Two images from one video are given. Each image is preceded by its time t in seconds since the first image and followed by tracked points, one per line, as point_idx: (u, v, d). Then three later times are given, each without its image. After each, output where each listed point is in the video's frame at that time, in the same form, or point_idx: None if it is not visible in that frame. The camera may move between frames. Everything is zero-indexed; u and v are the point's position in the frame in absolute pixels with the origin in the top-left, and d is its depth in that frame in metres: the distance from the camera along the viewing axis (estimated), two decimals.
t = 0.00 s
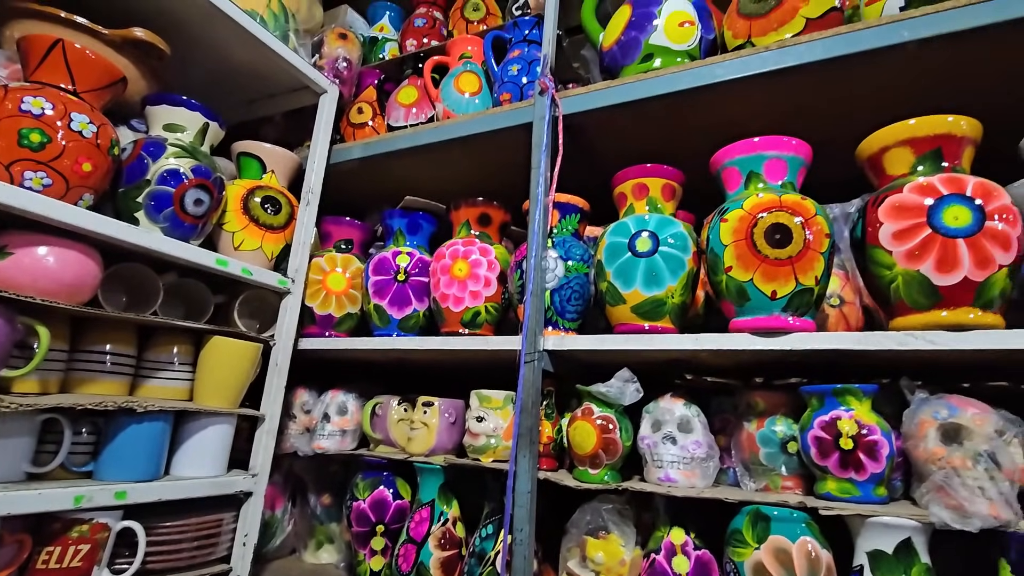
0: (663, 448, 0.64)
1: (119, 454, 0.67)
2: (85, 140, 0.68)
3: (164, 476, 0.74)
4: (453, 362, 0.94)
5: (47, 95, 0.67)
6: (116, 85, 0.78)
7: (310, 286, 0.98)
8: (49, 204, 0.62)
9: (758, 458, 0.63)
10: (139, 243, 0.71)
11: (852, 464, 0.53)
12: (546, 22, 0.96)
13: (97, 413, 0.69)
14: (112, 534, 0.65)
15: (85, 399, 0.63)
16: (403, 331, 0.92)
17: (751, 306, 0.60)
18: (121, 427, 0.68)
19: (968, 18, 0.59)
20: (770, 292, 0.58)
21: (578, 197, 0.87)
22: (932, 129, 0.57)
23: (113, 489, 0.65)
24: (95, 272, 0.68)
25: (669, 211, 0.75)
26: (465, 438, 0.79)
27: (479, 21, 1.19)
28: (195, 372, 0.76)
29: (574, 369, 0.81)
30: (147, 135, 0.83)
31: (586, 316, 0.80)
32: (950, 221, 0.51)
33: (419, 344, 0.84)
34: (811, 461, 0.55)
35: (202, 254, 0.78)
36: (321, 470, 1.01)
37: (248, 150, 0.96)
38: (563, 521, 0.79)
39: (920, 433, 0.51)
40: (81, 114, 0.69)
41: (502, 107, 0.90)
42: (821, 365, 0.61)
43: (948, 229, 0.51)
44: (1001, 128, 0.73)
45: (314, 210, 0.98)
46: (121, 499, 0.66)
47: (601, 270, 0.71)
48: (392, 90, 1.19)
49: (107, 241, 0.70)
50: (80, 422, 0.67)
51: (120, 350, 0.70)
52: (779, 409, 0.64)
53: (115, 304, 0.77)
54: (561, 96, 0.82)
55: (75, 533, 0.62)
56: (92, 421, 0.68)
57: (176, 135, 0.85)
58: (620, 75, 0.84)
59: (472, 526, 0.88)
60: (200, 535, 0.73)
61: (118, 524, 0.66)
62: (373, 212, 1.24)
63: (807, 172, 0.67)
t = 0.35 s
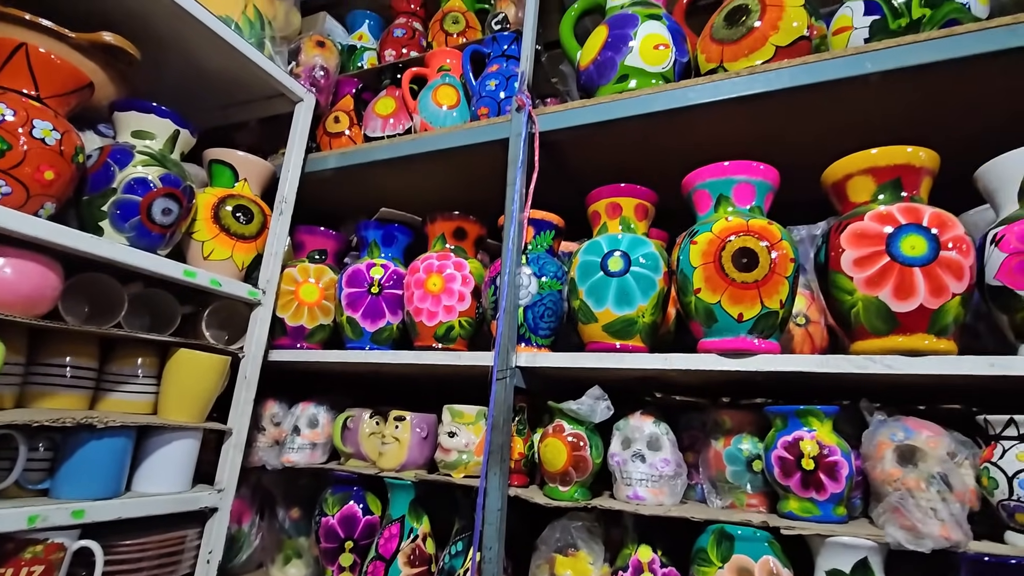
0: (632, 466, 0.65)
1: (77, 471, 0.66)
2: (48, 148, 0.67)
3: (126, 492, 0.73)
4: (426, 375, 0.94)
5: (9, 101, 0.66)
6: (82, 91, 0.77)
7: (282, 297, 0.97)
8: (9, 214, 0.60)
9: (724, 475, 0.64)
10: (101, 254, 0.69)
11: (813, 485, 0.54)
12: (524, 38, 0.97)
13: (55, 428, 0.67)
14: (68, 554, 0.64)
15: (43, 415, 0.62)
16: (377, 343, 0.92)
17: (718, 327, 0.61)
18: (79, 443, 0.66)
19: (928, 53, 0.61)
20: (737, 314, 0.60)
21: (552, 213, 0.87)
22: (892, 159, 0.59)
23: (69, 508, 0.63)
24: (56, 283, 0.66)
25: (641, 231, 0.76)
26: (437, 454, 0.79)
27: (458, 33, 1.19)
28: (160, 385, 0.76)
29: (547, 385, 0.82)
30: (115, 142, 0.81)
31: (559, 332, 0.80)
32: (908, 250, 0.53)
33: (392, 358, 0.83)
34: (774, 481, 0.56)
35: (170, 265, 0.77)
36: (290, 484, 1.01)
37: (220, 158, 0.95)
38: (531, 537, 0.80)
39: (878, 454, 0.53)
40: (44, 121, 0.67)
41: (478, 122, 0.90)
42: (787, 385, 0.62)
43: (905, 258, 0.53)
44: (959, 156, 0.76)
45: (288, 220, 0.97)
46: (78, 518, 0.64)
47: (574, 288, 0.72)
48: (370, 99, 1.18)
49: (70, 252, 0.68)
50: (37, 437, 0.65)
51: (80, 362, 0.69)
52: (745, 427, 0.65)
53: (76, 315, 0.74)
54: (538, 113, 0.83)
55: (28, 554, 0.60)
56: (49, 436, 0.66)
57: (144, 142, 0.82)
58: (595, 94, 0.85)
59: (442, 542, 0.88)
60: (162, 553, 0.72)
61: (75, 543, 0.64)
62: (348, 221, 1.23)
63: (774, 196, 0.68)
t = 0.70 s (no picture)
0: (606, 488, 0.65)
1: (42, 493, 0.64)
2: (19, 163, 0.66)
3: (93, 513, 0.71)
4: (403, 393, 0.93)
5: None
6: (56, 104, 0.74)
7: (259, 312, 0.96)
8: None
9: (697, 498, 0.65)
10: (69, 270, 0.68)
11: (781, 510, 0.55)
12: (505, 59, 0.98)
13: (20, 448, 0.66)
14: None
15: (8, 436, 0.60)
16: (355, 360, 0.92)
17: (691, 351, 0.62)
18: (45, 464, 0.65)
19: (894, 88, 0.63)
20: (710, 340, 0.61)
21: (532, 232, 0.87)
22: (860, 191, 0.61)
23: (33, 531, 0.62)
24: (25, 300, 0.66)
25: (619, 253, 0.77)
26: (414, 473, 0.79)
27: (442, 51, 1.20)
28: (131, 402, 0.75)
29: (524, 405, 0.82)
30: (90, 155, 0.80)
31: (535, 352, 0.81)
32: (874, 280, 0.55)
33: (369, 377, 0.83)
34: (744, 505, 0.57)
35: (143, 281, 0.76)
36: (265, 501, 1.00)
37: (198, 170, 0.94)
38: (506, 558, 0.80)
39: (844, 480, 0.54)
40: (16, 135, 0.67)
41: (460, 141, 0.91)
42: (758, 409, 0.64)
43: (871, 288, 0.55)
44: (924, 184, 0.79)
45: (266, 234, 0.96)
46: (41, 542, 0.63)
47: (552, 310, 0.72)
48: (353, 114, 1.18)
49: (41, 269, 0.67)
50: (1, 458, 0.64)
51: (49, 380, 0.68)
52: (718, 450, 0.66)
53: (45, 330, 0.73)
54: (519, 134, 0.84)
55: None
56: (14, 458, 0.65)
57: (119, 156, 0.81)
58: (575, 117, 0.86)
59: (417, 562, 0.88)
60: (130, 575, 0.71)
61: (39, 566, 0.64)
62: (328, 235, 1.23)
63: (748, 223, 0.70)
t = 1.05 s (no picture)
0: (585, 514, 0.66)
1: (9, 520, 0.63)
2: None
3: (61, 539, 0.70)
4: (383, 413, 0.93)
5: None
6: (33, 122, 0.74)
7: (239, 330, 0.96)
8: None
9: (675, 523, 0.65)
10: (42, 292, 0.66)
11: (756, 539, 0.55)
12: (490, 80, 0.98)
13: None
14: None
15: None
16: (335, 379, 0.91)
17: (669, 379, 0.63)
18: (13, 490, 0.64)
19: (867, 122, 0.65)
20: (687, 367, 0.61)
21: (514, 255, 0.87)
22: (834, 222, 0.63)
23: None
24: None
25: (600, 277, 0.77)
26: (392, 496, 0.79)
27: (428, 70, 1.20)
28: (103, 425, 0.74)
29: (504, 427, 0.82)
30: (66, 173, 0.79)
31: (517, 375, 0.80)
32: (846, 311, 0.56)
33: (349, 399, 0.83)
34: (720, 533, 0.58)
35: (118, 301, 0.75)
36: (242, 522, 0.98)
37: (178, 187, 0.93)
38: None
39: (818, 508, 0.55)
40: None
41: (443, 162, 0.91)
42: (734, 435, 0.64)
43: (843, 319, 0.56)
44: (897, 211, 0.80)
45: (247, 252, 0.96)
46: (7, 571, 0.61)
47: (532, 334, 0.73)
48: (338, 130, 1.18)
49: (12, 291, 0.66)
50: None
51: (19, 404, 0.67)
52: (695, 476, 0.67)
53: (16, 350, 0.72)
54: (501, 156, 0.84)
55: None
56: None
57: (97, 174, 0.80)
58: (558, 140, 0.87)
59: None
60: None
61: None
62: (311, 250, 1.23)
63: (725, 250, 0.71)
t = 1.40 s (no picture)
0: (565, 532, 0.65)
1: None
2: None
3: (30, 558, 0.69)
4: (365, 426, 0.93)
5: None
6: (10, 131, 0.73)
7: (219, 341, 0.95)
8: None
9: (655, 541, 0.65)
10: (15, 304, 0.65)
11: (734, 558, 0.56)
12: (476, 94, 0.97)
13: None
14: None
15: None
16: (316, 393, 0.90)
17: (650, 396, 0.63)
18: None
19: (844, 143, 0.66)
20: (668, 386, 0.62)
21: (499, 269, 0.86)
22: (813, 242, 0.63)
23: None
24: None
25: (583, 293, 0.77)
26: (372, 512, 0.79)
27: (414, 83, 1.20)
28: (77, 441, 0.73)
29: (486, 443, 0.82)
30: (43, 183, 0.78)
31: (500, 390, 0.80)
32: (824, 331, 0.57)
33: (329, 413, 0.82)
34: (700, 552, 0.58)
35: (94, 314, 0.74)
36: (219, 536, 0.96)
37: (159, 197, 0.92)
38: None
39: (795, 528, 0.55)
40: None
41: (428, 175, 0.91)
42: (715, 452, 0.65)
43: (821, 339, 0.56)
44: (875, 229, 0.82)
45: (228, 263, 0.95)
46: None
47: (515, 349, 0.73)
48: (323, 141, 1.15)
49: None
50: None
51: None
52: (676, 493, 0.67)
53: None
54: (486, 171, 0.84)
55: None
56: None
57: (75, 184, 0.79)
58: (543, 155, 0.87)
59: None
60: None
61: None
62: (294, 260, 1.22)
63: (707, 267, 0.71)
